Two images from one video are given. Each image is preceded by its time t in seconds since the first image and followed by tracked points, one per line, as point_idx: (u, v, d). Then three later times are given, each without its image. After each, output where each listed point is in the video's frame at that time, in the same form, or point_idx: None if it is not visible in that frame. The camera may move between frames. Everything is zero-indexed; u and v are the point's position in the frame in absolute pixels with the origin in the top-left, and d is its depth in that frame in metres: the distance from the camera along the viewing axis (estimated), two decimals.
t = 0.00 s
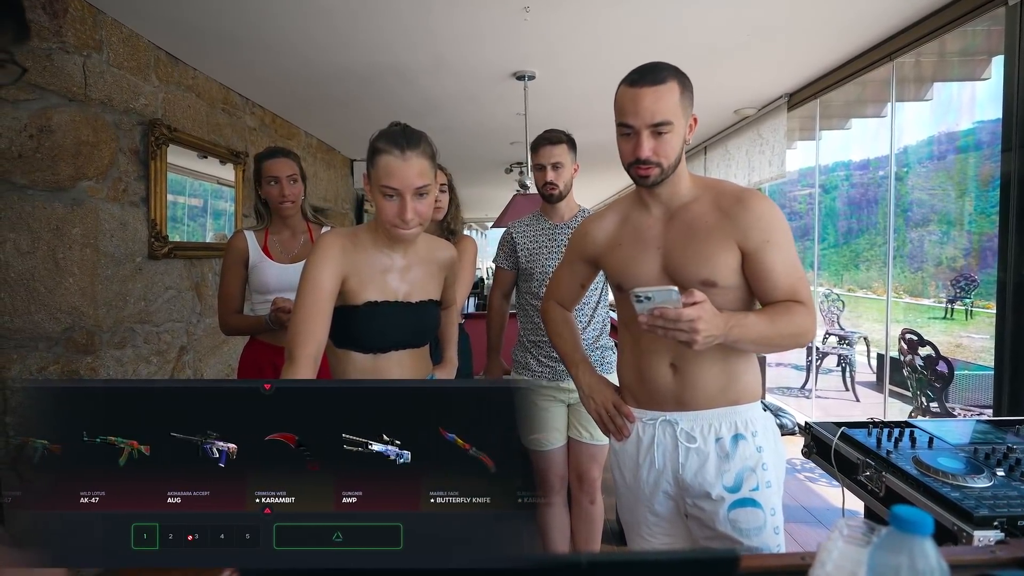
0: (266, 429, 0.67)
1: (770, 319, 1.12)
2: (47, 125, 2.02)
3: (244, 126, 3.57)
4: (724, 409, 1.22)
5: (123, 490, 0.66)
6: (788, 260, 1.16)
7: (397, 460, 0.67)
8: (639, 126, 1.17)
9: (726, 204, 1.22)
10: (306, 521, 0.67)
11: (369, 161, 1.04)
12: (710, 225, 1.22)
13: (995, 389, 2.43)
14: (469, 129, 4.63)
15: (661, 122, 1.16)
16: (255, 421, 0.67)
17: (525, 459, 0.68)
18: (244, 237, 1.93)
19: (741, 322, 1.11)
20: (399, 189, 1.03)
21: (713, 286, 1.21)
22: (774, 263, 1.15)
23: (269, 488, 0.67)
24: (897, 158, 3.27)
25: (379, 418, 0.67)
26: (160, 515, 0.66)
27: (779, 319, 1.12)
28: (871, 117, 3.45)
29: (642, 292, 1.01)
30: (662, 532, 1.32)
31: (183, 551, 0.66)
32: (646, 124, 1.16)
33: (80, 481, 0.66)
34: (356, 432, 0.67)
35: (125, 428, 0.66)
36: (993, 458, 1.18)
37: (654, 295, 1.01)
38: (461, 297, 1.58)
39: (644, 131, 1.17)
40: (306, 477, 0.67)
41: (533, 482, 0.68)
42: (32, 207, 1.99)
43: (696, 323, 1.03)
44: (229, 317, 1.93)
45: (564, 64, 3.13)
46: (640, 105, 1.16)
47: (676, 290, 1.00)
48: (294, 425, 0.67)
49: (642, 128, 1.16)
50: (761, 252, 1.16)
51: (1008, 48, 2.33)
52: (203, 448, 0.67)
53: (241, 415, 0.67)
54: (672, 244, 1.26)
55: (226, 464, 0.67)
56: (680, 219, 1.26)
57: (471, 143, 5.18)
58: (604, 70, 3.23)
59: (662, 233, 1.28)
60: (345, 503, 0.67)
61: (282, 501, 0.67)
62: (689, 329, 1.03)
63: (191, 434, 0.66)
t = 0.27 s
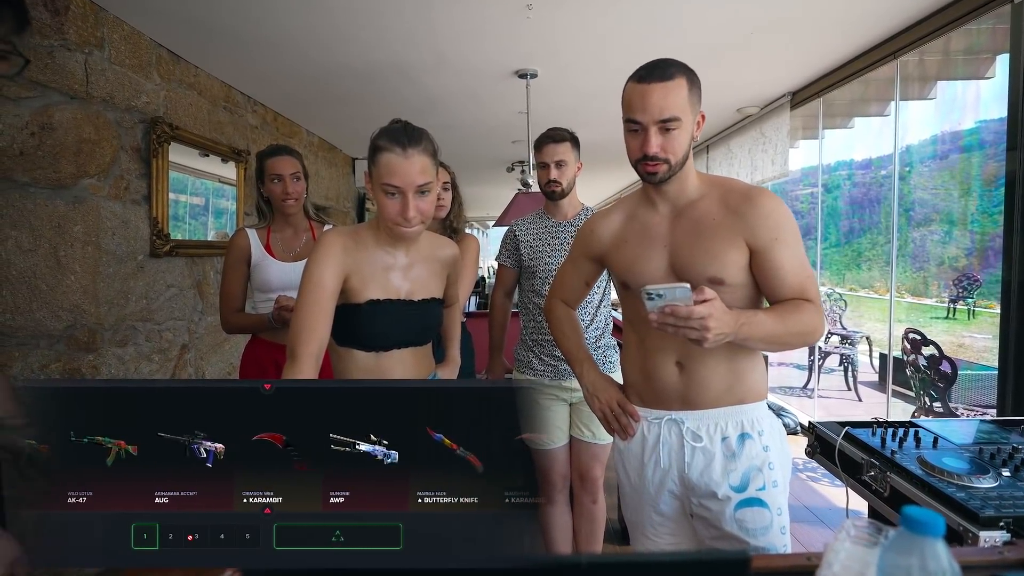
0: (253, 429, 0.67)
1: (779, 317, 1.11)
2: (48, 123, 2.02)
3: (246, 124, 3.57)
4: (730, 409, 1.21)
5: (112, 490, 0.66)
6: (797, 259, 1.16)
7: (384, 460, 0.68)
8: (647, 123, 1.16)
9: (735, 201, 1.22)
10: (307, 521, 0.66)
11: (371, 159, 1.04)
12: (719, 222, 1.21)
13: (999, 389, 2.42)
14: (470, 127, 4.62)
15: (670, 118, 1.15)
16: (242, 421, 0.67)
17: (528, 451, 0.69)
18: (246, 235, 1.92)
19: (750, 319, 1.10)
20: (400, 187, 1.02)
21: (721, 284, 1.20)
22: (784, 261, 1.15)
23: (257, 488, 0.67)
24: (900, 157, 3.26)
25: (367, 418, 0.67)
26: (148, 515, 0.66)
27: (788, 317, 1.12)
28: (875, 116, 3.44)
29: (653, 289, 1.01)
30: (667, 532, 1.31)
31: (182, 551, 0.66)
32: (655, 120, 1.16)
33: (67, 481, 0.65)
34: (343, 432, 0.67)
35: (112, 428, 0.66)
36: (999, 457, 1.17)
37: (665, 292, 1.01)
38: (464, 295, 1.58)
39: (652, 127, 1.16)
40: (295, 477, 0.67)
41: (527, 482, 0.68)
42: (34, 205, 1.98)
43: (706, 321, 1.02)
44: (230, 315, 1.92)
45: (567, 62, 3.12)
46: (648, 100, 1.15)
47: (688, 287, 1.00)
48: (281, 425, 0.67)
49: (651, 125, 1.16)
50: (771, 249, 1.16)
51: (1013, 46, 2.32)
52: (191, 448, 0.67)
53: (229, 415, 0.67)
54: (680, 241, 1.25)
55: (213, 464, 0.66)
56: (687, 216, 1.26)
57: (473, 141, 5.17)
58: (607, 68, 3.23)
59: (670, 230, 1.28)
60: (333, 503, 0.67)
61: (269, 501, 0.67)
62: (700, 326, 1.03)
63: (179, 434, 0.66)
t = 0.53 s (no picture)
0: (243, 429, 0.67)
1: (786, 317, 1.11)
2: (48, 121, 2.01)
3: (247, 123, 3.56)
4: (736, 410, 1.21)
5: (102, 491, 0.66)
6: (804, 259, 1.15)
7: (374, 460, 0.67)
8: (656, 121, 1.15)
9: (743, 199, 1.21)
10: (308, 520, 0.66)
11: (371, 158, 1.03)
12: (726, 221, 1.21)
13: (1002, 389, 2.41)
14: (472, 126, 4.62)
15: (679, 116, 1.15)
16: (232, 421, 0.67)
17: (528, 450, 0.68)
18: (249, 236, 1.91)
19: (756, 319, 1.09)
20: (402, 186, 1.02)
21: (729, 282, 1.20)
22: (791, 260, 1.15)
23: (247, 488, 0.67)
24: (903, 156, 3.24)
25: (357, 418, 0.67)
26: (139, 515, 0.65)
27: (795, 318, 1.11)
28: (878, 115, 3.42)
29: (659, 288, 1.01)
30: (670, 532, 1.30)
31: (180, 551, 0.66)
32: (664, 119, 1.15)
33: (56, 481, 0.65)
34: (332, 432, 0.67)
35: (102, 428, 0.66)
36: (1004, 459, 1.17)
37: (670, 291, 1.00)
38: (466, 294, 1.57)
39: (661, 125, 1.15)
40: (283, 477, 0.67)
41: (521, 484, 0.68)
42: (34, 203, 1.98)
43: (713, 320, 1.02)
44: (232, 316, 1.90)
45: (569, 61, 3.11)
46: (658, 98, 1.14)
47: (692, 284, 1.00)
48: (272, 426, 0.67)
49: (660, 123, 1.15)
50: (779, 248, 1.15)
51: (1017, 45, 2.31)
52: (180, 448, 0.66)
53: (219, 415, 0.67)
54: (688, 240, 1.25)
55: (203, 464, 0.66)
56: (695, 215, 1.25)
57: (475, 140, 5.17)
58: (609, 67, 3.22)
59: (677, 229, 1.27)
60: (322, 503, 0.67)
61: (258, 501, 0.67)
62: (707, 326, 1.02)
63: (169, 434, 0.66)
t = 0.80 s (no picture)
0: (236, 428, 0.66)
1: (793, 316, 1.10)
2: (49, 119, 2.00)
3: (248, 121, 3.56)
4: (740, 410, 1.20)
5: (97, 491, 0.65)
6: (811, 258, 1.15)
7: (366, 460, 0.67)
8: (660, 126, 1.15)
9: (749, 198, 1.21)
10: (305, 520, 0.66)
11: (374, 157, 1.03)
12: (732, 219, 1.20)
13: (1006, 390, 2.39)
14: (474, 125, 4.61)
15: (683, 120, 1.14)
16: (223, 421, 0.66)
17: (527, 451, 0.67)
18: (249, 236, 1.90)
19: (763, 318, 1.08)
20: (405, 185, 1.01)
21: (735, 281, 1.19)
22: (798, 259, 1.14)
23: (239, 488, 0.66)
24: (905, 156, 3.23)
25: (349, 418, 0.66)
26: (132, 516, 0.65)
27: (803, 317, 1.10)
28: (881, 115, 3.41)
29: (666, 283, 0.99)
30: (672, 532, 1.30)
31: (179, 551, 0.66)
32: (668, 123, 1.14)
33: (50, 481, 0.65)
34: (324, 431, 0.66)
35: (95, 428, 0.65)
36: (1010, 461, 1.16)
37: (678, 286, 0.99)
38: (468, 292, 1.57)
39: (666, 130, 1.15)
40: (273, 477, 0.66)
41: (515, 485, 0.67)
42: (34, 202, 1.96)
43: (721, 318, 1.01)
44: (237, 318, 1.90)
45: (571, 60, 3.10)
46: (661, 103, 1.13)
47: (702, 280, 0.98)
48: (263, 425, 0.66)
49: (664, 128, 1.14)
50: (786, 247, 1.14)
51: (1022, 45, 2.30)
52: (172, 448, 0.66)
53: (210, 416, 0.66)
54: (694, 240, 1.24)
55: (195, 464, 0.66)
56: (701, 213, 1.25)
57: (476, 139, 5.16)
58: (611, 66, 3.21)
59: (683, 228, 1.26)
60: (314, 503, 0.67)
61: (249, 502, 0.66)
62: (713, 322, 1.02)
63: (162, 434, 0.66)
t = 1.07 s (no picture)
0: (229, 429, 0.65)
1: (797, 317, 1.09)
2: (46, 115, 1.99)
3: (247, 119, 3.54)
4: (746, 411, 1.19)
5: (92, 490, 0.65)
6: (814, 258, 1.14)
7: (360, 460, 0.66)
8: (660, 129, 1.14)
9: (752, 198, 1.21)
10: (303, 520, 0.66)
11: (377, 154, 1.02)
12: (735, 219, 1.20)
13: (1007, 391, 2.39)
14: (474, 124, 4.60)
15: (682, 122, 1.13)
16: (217, 421, 0.65)
17: (525, 450, 0.67)
18: (234, 235, 1.88)
19: (767, 320, 1.08)
20: (407, 183, 1.00)
21: (739, 281, 1.18)
22: (802, 259, 1.13)
23: (233, 488, 0.66)
24: (907, 156, 3.20)
25: (342, 418, 0.65)
26: (126, 517, 0.65)
27: (807, 317, 1.10)
28: (882, 115, 3.40)
29: (670, 293, 0.96)
30: (676, 534, 1.29)
31: (177, 551, 0.65)
32: (666, 127, 1.13)
33: (44, 482, 0.64)
34: (318, 431, 0.66)
35: (88, 429, 0.64)
36: (1012, 463, 1.15)
37: (682, 296, 0.95)
38: (467, 292, 1.56)
39: (666, 133, 1.14)
40: (268, 477, 0.66)
41: (511, 486, 0.67)
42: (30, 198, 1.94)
43: (725, 323, 1.00)
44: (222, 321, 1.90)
45: (571, 59, 3.10)
46: (659, 107, 1.13)
47: (707, 289, 0.95)
48: (258, 426, 0.65)
49: (664, 131, 1.14)
50: (789, 246, 1.14)
51: None
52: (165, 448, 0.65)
53: (203, 416, 0.65)
54: (696, 240, 1.23)
55: (190, 464, 0.65)
56: (704, 214, 1.24)
57: (476, 138, 5.14)
58: (611, 65, 3.20)
59: (684, 229, 1.26)
60: (308, 503, 0.66)
61: (243, 502, 0.66)
62: (718, 329, 1.00)
63: (155, 434, 0.65)
